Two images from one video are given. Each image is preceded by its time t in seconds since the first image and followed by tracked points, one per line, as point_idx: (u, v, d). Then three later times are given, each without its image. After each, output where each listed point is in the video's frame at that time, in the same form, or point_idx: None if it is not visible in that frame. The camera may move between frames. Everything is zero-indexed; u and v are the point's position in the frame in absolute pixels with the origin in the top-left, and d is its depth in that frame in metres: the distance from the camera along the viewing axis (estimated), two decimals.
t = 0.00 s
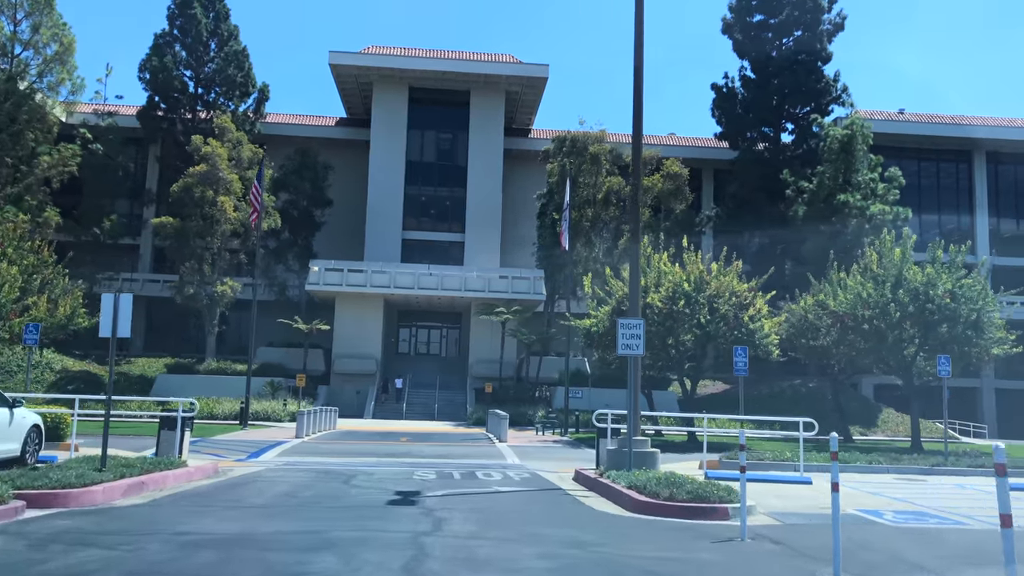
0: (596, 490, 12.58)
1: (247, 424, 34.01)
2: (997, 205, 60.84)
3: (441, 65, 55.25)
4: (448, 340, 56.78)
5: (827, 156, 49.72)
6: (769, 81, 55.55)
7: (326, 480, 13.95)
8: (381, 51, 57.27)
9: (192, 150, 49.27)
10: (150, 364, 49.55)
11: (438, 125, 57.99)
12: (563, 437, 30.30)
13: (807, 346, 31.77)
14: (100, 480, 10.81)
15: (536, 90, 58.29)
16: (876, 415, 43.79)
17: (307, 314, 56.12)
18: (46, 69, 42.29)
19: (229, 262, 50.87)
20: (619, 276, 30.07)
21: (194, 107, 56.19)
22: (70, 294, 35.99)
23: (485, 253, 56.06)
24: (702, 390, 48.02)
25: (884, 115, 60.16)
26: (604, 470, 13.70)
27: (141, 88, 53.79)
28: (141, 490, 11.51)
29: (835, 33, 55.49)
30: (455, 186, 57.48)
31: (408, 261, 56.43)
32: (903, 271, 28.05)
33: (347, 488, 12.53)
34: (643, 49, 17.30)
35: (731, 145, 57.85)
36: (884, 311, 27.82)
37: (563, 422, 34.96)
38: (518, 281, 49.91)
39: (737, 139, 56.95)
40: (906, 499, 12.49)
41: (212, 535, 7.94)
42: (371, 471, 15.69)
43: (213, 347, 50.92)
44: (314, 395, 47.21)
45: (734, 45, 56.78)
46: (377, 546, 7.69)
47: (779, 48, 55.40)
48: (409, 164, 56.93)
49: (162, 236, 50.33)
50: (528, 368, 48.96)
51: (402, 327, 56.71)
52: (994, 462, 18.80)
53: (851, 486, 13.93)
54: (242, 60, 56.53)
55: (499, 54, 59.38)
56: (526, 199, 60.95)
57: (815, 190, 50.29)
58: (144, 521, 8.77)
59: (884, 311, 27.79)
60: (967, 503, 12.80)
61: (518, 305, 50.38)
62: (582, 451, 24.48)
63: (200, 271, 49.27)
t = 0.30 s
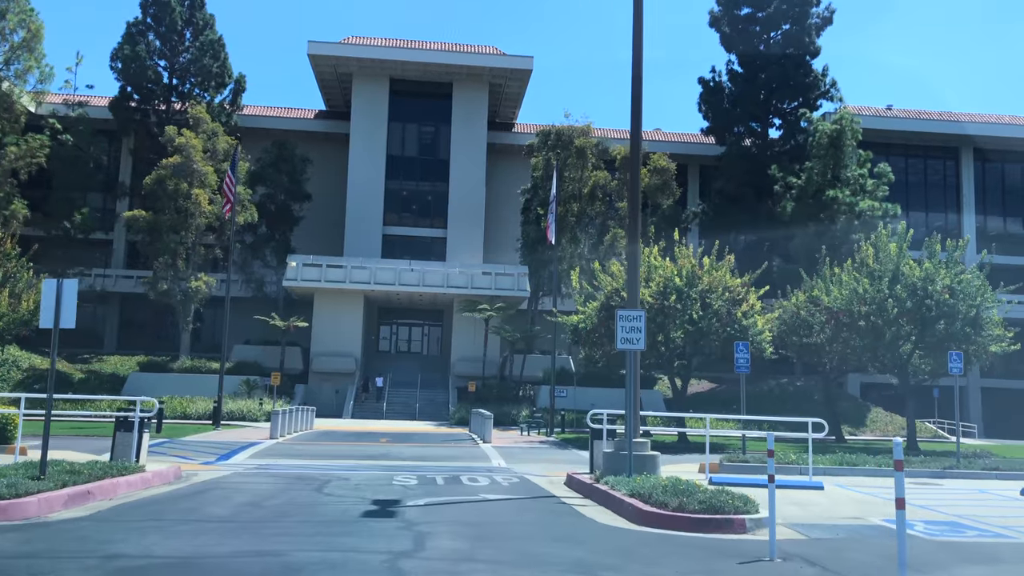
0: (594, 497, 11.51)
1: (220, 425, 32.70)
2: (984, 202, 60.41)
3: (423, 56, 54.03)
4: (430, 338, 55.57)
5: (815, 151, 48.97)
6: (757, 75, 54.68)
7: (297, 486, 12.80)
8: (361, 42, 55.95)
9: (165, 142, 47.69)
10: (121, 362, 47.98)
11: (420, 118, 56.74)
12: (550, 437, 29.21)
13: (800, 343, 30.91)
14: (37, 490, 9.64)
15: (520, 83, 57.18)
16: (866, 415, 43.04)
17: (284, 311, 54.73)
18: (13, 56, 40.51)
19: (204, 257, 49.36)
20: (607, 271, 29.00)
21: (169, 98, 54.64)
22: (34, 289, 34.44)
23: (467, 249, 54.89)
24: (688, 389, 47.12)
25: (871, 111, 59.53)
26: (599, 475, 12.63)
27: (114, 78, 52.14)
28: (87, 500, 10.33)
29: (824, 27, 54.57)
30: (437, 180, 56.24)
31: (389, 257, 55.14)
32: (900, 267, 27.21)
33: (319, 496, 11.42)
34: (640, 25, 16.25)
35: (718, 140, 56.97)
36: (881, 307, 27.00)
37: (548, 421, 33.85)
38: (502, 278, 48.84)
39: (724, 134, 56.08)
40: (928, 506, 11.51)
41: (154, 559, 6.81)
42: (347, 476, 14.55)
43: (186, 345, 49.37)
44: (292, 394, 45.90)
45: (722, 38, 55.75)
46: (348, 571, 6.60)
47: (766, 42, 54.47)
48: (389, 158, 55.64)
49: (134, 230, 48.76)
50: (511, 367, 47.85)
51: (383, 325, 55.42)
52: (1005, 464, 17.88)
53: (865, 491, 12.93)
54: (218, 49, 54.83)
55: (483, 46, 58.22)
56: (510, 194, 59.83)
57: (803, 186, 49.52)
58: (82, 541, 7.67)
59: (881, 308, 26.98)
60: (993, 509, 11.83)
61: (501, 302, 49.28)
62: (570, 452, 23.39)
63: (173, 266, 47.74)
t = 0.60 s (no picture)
0: (594, 508, 10.42)
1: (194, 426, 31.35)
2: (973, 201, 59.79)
3: (406, 48, 52.78)
4: (412, 337, 54.33)
5: (805, 148, 48.09)
6: (746, 71, 53.79)
7: (266, 494, 11.60)
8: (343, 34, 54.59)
9: (139, 134, 45.92)
10: (93, 361, 46.37)
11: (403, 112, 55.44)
12: (537, 438, 28.11)
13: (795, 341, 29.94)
14: None
15: (506, 77, 56.02)
16: (857, 416, 42.22)
17: (262, 309, 53.29)
18: None
19: (179, 252, 47.83)
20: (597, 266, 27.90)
21: (145, 91, 53.01)
22: None
23: (451, 246, 53.66)
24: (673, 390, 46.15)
25: (861, 108, 58.83)
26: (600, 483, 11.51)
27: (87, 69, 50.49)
28: (21, 513, 9.08)
29: (814, 23, 53.65)
30: (420, 176, 54.95)
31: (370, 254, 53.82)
32: (901, 262, 26.25)
33: (290, 506, 10.27)
34: None
35: (706, 137, 56.04)
36: (882, 304, 26.01)
37: (535, 422, 32.74)
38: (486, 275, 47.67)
39: (712, 130, 55.18)
40: (961, 516, 10.46)
41: None
42: (322, 482, 13.36)
43: (161, 343, 47.82)
44: (270, 393, 44.55)
45: (711, 35, 54.44)
46: None
47: (756, 37, 53.41)
48: (371, 153, 54.32)
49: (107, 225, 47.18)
50: (496, 366, 46.74)
51: (364, 323, 54.11)
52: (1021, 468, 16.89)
53: (886, 498, 11.89)
54: (196, 40, 53.23)
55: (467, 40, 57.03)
56: (495, 191, 58.68)
57: (793, 183, 48.61)
58: None
59: (881, 304, 26.00)
60: None
61: (486, 300, 48.12)
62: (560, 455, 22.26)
63: (148, 262, 46.15)
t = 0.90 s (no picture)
0: (593, 517, 9.30)
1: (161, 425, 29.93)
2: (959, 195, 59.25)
3: (385, 36, 51.42)
4: (391, 333, 53.08)
5: (793, 140, 47.30)
6: (732, 62, 52.90)
7: (225, 502, 10.37)
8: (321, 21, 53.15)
9: (107, 122, 44.22)
10: (59, 357, 44.70)
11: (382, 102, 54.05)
12: (522, 436, 26.96)
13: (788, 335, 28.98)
14: None
15: (487, 67, 54.82)
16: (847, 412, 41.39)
17: (237, 304, 51.77)
18: None
19: (150, 245, 46.23)
20: (586, 256, 26.70)
21: (115, 79, 51.21)
22: None
23: (432, 239, 52.38)
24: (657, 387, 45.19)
25: (846, 100, 58.12)
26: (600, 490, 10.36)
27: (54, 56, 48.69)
28: None
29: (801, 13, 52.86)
30: (400, 168, 53.58)
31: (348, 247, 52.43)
32: (899, 252, 25.36)
33: (248, 516, 9.03)
34: None
35: (691, 129, 55.09)
36: (880, 296, 25.02)
37: (519, 420, 31.58)
38: (468, 269, 46.45)
39: (698, 122, 54.25)
40: (999, 523, 9.43)
41: None
42: (289, 487, 12.14)
43: (131, 339, 46.17)
44: (244, 390, 43.17)
45: (696, 24, 53.69)
46: None
47: (741, 28, 52.52)
48: (349, 143, 52.91)
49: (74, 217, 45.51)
50: (477, 363, 45.56)
51: (342, 319, 52.75)
52: None
53: (910, 502, 10.85)
54: (168, 27, 51.51)
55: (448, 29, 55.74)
56: (476, 183, 57.45)
57: (780, 175, 47.82)
58: None
59: (879, 297, 25.01)
60: None
61: (468, 294, 46.91)
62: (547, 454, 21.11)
63: (117, 255, 44.52)
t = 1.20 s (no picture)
0: (597, 532, 8.18)
1: (126, 426, 28.44)
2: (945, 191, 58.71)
3: (364, 26, 50.05)
4: (370, 330, 51.80)
5: (780, 133, 46.40)
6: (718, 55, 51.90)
7: (178, 515, 9.19)
8: (298, 10, 51.66)
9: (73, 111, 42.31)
10: (22, 355, 42.94)
11: (361, 94, 52.57)
12: (506, 436, 25.84)
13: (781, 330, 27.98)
14: None
15: (469, 59, 53.57)
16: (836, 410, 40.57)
17: (211, 300, 50.23)
18: None
19: (119, 239, 44.56)
20: (573, 248, 25.50)
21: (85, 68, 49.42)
22: None
23: (412, 234, 51.09)
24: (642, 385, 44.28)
25: (833, 95, 57.40)
26: (602, 500, 9.22)
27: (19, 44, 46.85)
28: None
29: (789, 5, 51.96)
30: (379, 161, 52.13)
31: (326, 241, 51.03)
32: (896, 244, 24.45)
33: (200, 534, 7.85)
34: None
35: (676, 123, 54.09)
36: (878, 290, 24.04)
37: (503, 420, 30.41)
38: (449, 264, 45.22)
39: (683, 116, 53.29)
40: None
41: None
42: (255, 497, 10.95)
43: (99, 336, 44.51)
44: (217, 388, 41.70)
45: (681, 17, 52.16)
46: None
47: (727, 21, 51.36)
48: (327, 136, 51.48)
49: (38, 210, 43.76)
50: (459, 361, 44.34)
51: (319, 316, 51.37)
52: None
53: (943, 511, 9.82)
54: (141, 15, 49.56)
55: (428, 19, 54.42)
56: (458, 177, 56.20)
57: (766, 170, 46.87)
58: None
59: (878, 290, 24.02)
60: None
61: (449, 290, 45.67)
62: (535, 455, 19.95)
63: (85, 249, 42.77)
